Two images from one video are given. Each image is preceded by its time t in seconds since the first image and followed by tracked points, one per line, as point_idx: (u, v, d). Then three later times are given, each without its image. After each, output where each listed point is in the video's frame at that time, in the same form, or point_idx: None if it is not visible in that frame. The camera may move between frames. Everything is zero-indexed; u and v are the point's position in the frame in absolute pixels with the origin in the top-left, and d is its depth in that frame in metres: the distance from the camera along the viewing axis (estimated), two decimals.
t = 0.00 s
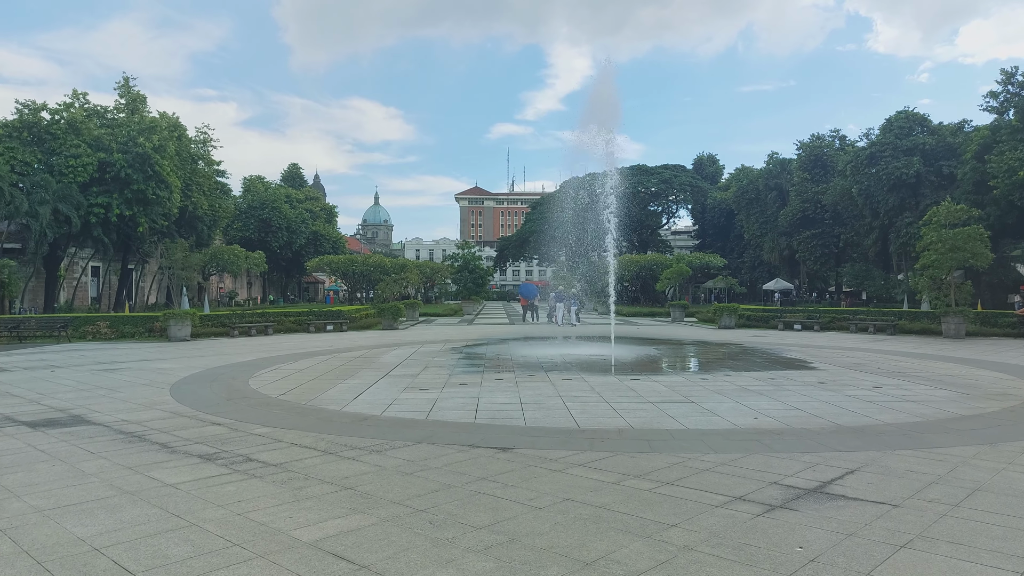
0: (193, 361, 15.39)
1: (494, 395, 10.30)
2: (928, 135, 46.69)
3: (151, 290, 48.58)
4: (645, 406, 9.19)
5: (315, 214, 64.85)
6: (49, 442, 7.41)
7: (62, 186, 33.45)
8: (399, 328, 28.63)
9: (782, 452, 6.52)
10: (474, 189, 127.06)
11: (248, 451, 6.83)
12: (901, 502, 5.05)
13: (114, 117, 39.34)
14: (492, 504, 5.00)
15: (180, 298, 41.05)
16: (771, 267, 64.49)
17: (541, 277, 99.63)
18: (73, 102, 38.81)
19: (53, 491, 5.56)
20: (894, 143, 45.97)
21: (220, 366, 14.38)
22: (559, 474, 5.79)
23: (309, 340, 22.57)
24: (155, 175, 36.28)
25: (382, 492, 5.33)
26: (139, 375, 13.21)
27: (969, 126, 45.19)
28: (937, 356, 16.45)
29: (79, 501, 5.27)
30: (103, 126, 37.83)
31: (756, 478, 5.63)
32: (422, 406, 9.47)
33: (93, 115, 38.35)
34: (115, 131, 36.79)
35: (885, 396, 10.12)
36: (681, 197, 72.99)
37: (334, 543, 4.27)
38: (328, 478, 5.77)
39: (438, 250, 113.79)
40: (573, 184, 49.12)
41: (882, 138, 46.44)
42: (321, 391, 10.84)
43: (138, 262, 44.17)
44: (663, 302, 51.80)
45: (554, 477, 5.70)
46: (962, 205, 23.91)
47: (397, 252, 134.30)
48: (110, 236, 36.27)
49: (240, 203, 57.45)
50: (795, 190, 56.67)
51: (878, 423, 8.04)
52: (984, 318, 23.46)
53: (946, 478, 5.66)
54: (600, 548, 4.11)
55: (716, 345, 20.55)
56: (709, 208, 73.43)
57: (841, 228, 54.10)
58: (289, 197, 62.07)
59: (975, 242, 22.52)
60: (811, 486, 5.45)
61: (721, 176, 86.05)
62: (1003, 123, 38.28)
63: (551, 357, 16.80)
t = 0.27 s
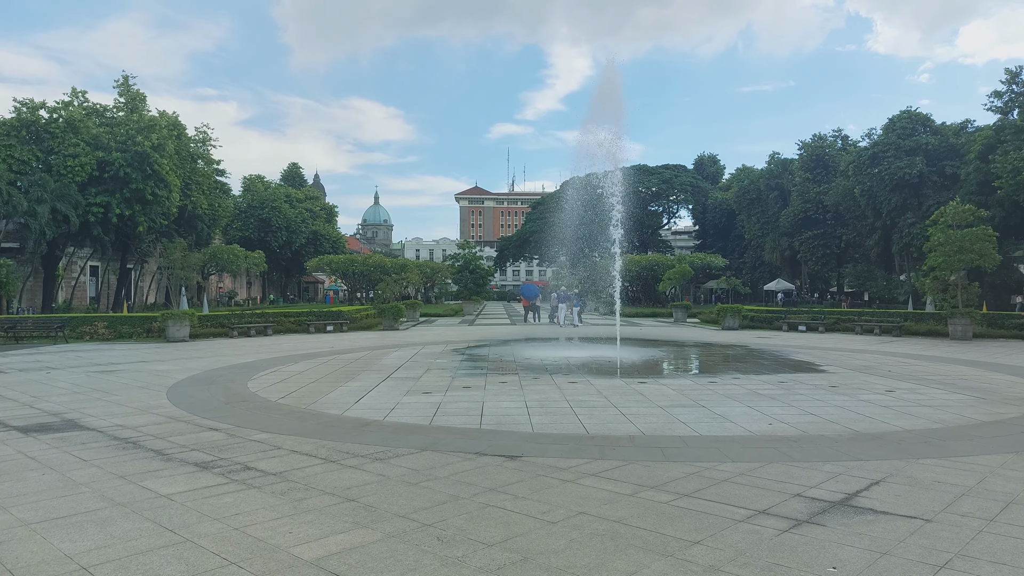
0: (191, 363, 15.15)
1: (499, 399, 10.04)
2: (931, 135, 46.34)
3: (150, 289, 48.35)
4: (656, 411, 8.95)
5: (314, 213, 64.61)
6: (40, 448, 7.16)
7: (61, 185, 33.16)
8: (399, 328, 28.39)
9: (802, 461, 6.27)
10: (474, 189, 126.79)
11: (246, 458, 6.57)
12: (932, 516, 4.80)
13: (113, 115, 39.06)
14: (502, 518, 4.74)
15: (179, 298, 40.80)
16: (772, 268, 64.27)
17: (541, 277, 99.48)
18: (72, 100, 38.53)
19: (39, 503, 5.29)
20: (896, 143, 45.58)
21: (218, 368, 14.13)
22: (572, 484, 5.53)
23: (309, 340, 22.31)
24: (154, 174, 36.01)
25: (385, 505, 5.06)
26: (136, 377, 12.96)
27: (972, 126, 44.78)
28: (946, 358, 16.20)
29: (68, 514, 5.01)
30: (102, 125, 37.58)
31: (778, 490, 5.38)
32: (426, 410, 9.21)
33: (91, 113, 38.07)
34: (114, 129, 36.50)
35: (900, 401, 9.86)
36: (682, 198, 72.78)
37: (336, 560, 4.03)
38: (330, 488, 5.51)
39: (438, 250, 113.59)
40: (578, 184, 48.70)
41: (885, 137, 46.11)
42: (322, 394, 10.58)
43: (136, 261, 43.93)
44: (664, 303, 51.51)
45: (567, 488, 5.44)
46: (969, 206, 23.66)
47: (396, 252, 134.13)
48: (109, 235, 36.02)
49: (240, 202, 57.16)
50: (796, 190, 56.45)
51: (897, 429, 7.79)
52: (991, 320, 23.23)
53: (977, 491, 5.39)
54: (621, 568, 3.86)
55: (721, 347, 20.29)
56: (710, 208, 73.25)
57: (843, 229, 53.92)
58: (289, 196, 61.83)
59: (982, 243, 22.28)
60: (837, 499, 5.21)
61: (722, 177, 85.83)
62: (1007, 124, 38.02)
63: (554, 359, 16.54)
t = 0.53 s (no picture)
0: (190, 363, 14.92)
1: (505, 400, 9.81)
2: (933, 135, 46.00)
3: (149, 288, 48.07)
4: (667, 413, 8.73)
5: (314, 212, 64.33)
6: (33, 452, 6.92)
7: (59, 183, 32.88)
8: (400, 328, 28.15)
9: (824, 467, 6.03)
10: (473, 189, 126.50)
11: (247, 463, 6.34)
12: (968, 527, 4.57)
13: (112, 113, 38.78)
14: (515, 528, 4.50)
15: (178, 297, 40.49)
16: (773, 268, 63.99)
17: (541, 277, 99.24)
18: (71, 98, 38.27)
19: (33, 510, 5.07)
20: (899, 142, 45.28)
21: (218, 368, 13.90)
22: (586, 492, 5.29)
23: (309, 340, 22.07)
24: (153, 172, 35.76)
25: (393, 514, 4.83)
26: (134, 377, 12.73)
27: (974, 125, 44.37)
28: (955, 359, 15.98)
29: (59, 524, 4.77)
30: (100, 122, 37.30)
31: (803, 499, 5.15)
32: (430, 412, 8.98)
33: (90, 111, 37.81)
34: (112, 127, 36.23)
35: (915, 403, 9.63)
36: (682, 197, 72.55)
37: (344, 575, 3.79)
38: (334, 496, 5.28)
39: (438, 250, 113.33)
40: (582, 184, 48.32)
41: (887, 137, 45.81)
42: (324, 395, 10.34)
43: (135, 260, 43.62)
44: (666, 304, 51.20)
45: (582, 496, 5.21)
46: (975, 205, 23.43)
47: (396, 251, 133.77)
48: (108, 234, 35.74)
49: (239, 201, 56.87)
50: (798, 190, 56.17)
51: (917, 433, 7.56)
52: (997, 320, 23.01)
53: (1011, 499, 5.16)
54: None
55: (726, 347, 20.06)
56: (711, 208, 73.02)
57: (845, 229, 53.65)
58: (289, 195, 61.60)
59: (989, 242, 22.05)
60: (865, 507, 4.98)
61: (723, 176, 85.59)
62: (1011, 123, 37.75)
63: (558, 359, 16.31)
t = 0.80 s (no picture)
0: (186, 367, 14.66)
1: (509, 407, 9.55)
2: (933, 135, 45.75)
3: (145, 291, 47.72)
4: (677, 420, 8.48)
5: (312, 214, 64.04)
6: (22, 463, 6.65)
7: (55, 185, 32.55)
8: (400, 331, 27.89)
9: (845, 478, 5.79)
10: (472, 190, 126.26)
11: (244, 476, 6.08)
12: (1005, 545, 4.33)
13: (108, 115, 38.48)
14: (528, 549, 4.24)
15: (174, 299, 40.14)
16: (772, 269, 63.80)
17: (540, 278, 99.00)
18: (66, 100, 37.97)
19: (18, 528, 4.81)
20: (899, 143, 45.07)
21: (214, 372, 13.63)
22: (600, 507, 5.04)
23: (307, 343, 21.80)
24: (150, 174, 35.46)
25: (398, 532, 4.57)
26: (129, 382, 12.46)
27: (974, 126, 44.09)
28: (963, 362, 15.74)
29: (45, 544, 4.51)
30: (97, 124, 36.99)
31: (829, 514, 4.90)
32: (433, 419, 8.71)
33: (86, 113, 37.50)
34: (109, 129, 35.92)
35: (930, 408, 9.40)
36: (681, 199, 72.39)
37: None
38: (336, 512, 5.02)
39: (436, 251, 113.03)
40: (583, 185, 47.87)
41: (887, 138, 45.60)
42: (323, 402, 10.08)
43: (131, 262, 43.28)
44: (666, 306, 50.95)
45: (596, 511, 4.96)
46: (979, 206, 23.23)
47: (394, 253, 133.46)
48: (104, 236, 35.40)
49: (237, 203, 56.55)
50: (797, 192, 56.01)
51: (936, 440, 7.32)
52: (1002, 322, 22.79)
53: None
54: None
55: (730, 350, 19.82)
56: (709, 209, 72.88)
57: (844, 230, 53.49)
58: (287, 197, 61.35)
59: (994, 243, 21.85)
60: (895, 523, 4.73)
61: (721, 177, 85.44)
62: (1012, 124, 37.58)
63: (560, 363, 16.05)
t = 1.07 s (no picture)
0: (180, 369, 14.36)
1: (512, 410, 9.27)
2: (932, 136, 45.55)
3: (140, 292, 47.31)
4: (686, 423, 8.21)
5: (309, 215, 63.69)
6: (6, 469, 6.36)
7: (49, 185, 32.17)
8: (397, 332, 27.58)
9: (867, 485, 5.55)
10: (469, 192, 125.97)
11: (238, 483, 5.80)
12: None
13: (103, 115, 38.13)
14: (540, 563, 3.99)
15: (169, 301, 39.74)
16: (770, 270, 63.58)
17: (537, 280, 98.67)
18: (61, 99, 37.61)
19: None
20: (899, 144, 44.83)
21: (209, 374, 13.33)
22: (613, 517, 4.78)
23: (304, 345, 21.49)
24: (145, 174, 35.12)
25: (400, 545, 4.30)
26: (121, 385, 12.16)
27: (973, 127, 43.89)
28: (969, 363, 15.51)
29: (26, 557, 4.23)
30: (91, 124, 36.63)
31: (855, 523, 4.64)
32: (434, 422, 8.42)
33: (81, 112, 37.14)
34: (104, 129, 35.58)
35: (943, 410, 9.17)
36: (679, 199, 72.22)
37: None
38: (335, 522, 4.76)
39: (434, 252, 112.64)
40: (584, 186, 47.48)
41: (886, 138, 45.38)
42: (320, 404, 9.79)
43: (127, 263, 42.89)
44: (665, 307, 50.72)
45: (610, 521, 4.69)
46: (982, 205, 23.04)
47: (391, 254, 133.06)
48: (99, 237, 35.03)
49: (233, 204, 56.15)
50: (796, 192, 55.79)
51: (955, 444, 7.08)
52: (1006, 322, 22.59)
53: None
54: None
55: (733, 351, 19.56)
56: (708, 210, 72.69)
57: (843, 231, 53.30)
58: (283, 198, 61.00)
59: (998, 243, 21.66)
60: (925, 533, 4.49)
61: (719, 178, 85.29)
62: (1012, 124, 37.40)
63: (562, 364, 15.79)
